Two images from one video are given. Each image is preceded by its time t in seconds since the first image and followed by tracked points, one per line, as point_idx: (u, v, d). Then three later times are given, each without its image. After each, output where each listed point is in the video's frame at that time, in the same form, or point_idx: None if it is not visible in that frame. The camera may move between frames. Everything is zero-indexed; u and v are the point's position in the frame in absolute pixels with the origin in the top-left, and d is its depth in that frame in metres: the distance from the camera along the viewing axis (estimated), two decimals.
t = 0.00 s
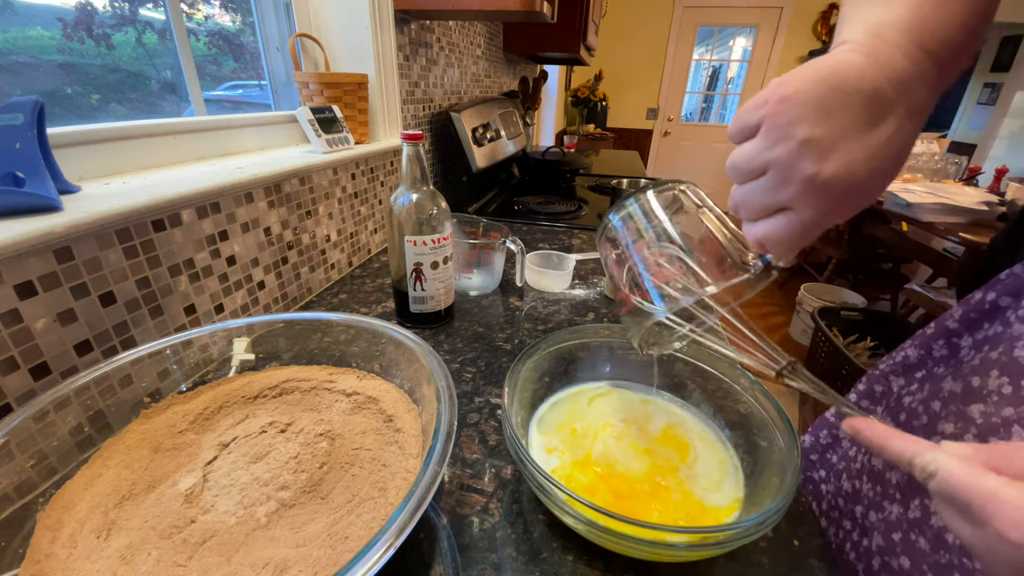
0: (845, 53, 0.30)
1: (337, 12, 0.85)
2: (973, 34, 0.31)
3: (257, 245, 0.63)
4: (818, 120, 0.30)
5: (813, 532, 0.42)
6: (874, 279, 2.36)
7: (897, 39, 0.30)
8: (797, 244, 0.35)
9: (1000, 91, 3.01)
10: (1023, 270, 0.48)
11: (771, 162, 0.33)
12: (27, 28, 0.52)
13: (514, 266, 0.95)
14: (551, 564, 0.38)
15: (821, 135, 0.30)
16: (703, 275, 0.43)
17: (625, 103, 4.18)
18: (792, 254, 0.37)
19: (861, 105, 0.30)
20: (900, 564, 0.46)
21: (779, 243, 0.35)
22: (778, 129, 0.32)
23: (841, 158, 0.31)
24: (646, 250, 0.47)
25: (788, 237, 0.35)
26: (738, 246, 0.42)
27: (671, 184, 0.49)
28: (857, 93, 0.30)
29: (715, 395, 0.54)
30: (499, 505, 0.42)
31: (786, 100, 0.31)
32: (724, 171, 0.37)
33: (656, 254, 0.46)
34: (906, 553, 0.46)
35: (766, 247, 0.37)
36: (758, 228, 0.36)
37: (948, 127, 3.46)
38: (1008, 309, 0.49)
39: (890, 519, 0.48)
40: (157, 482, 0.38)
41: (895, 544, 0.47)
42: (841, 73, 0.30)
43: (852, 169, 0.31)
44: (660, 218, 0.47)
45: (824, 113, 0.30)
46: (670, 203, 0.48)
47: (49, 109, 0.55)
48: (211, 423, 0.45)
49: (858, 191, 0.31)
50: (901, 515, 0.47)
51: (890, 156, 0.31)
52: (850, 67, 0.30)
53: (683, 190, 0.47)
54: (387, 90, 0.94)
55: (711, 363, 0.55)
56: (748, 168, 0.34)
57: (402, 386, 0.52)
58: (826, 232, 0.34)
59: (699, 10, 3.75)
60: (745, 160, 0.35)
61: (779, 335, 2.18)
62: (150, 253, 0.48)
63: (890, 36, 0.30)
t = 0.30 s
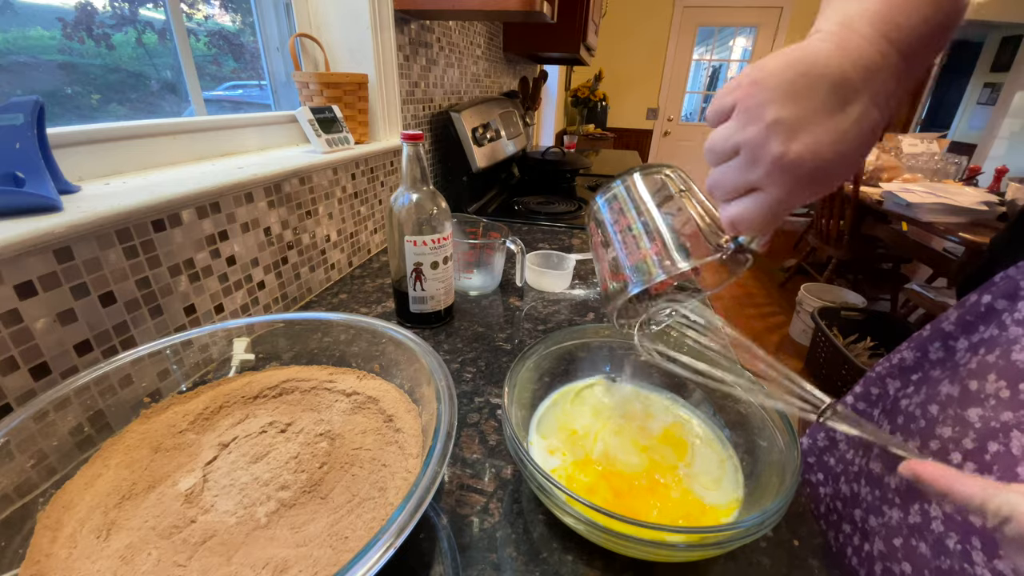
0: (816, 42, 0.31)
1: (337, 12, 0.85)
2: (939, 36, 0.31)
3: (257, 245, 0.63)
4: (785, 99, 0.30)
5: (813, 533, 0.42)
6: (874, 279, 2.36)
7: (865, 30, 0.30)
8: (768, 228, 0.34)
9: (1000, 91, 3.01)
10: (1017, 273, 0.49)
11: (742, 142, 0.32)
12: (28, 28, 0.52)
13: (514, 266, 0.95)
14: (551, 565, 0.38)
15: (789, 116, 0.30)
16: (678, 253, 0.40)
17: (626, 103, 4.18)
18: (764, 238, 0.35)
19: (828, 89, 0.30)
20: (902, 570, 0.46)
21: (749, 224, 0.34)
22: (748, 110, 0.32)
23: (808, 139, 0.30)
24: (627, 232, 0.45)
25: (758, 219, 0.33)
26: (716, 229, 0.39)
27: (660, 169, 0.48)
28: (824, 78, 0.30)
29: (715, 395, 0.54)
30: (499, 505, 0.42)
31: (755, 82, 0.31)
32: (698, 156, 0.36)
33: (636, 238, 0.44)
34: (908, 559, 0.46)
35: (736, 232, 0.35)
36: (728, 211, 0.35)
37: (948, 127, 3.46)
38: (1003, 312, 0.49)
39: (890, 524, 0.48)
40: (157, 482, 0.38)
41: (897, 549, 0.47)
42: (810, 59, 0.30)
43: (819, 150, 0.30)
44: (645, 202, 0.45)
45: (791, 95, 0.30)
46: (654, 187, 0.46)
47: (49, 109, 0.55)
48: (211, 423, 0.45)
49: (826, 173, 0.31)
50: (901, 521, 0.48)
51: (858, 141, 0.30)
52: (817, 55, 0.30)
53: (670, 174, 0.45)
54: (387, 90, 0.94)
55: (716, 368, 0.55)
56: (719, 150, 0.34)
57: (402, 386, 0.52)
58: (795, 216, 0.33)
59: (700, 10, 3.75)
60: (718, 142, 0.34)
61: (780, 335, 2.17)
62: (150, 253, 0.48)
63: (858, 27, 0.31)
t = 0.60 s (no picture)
0: (849, 67, 0.31)
1: (337, 12, 0.85)
2: (967, 51, 0.32)
3: (256, 245, 0.63)
4: (832, 132, 0.30)
5: (813, 533, 0.42)
6: (874, 278, 2.36)
7: (899, 50, 0.31)
8: (812, 262, 0.35)
9: (1000, 91, 3.01)
10: (1011, 273, 0.50)
11: (784, 177, 0.32)
12: (28, 28, 0.52)
13: (514, 266, 0.95)
14: (551, 565, 0.38)
15: (836, 149, 0.30)
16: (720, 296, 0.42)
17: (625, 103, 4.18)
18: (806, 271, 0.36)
19: (871, 119, 0.30)
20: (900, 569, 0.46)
21: (797, 263, 0.34)
22: (790, 143, 0.31)
23: (857, 173, 0.30)
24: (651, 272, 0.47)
25: (804, 255, 0.34)
26: (746, 263, 0.43)
27: (672, 201, 0.49)
28: (866, 107, 0.30)
29: (715, 396, 0.54)
30: (499, 505, 0.42)
31: (796, 114, 0.31)
32: (731, 188, 0.36)
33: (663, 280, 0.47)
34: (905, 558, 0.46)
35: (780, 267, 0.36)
36: (771, 247, 0.36)
37: (948, 127, 3.46)
38: (998, 311, 0.49)
39: (887, 524, 0.48)
40: (157, 482, 0.38)
41: (893, 549, 0.47)
42: (851, 88, 0.30)
43: (867, 183, 0.31)
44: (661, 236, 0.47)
45: (836, 127, 0.30)
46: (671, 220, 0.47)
47: (49, 109, 0.55)
48: (211, 423, 0.45)
49: (874, 205, 0.31)
50: (898, 521, 0.47)
51: (902, 168, 0.31)
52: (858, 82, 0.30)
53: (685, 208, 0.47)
54: (387, 90, 0.94)
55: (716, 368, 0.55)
56: (759, 184, 0.34)
57: (402, 386, 0.52)
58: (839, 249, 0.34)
59: (700, 10, 3.75)
60: (753, 175, 0.34)
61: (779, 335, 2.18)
62: (150, 253, 0.48)
63: (891, 46, 0.31)
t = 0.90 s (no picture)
0: (821, 47, 0.31)
1: (337, 12, 0.85)
2: (940, 35, 0.32)
3: (256, 245, 0.63)
4: (798, 110, 0.30)
5: (813, 533, 0.42)
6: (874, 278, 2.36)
7: (870, 33, 0.31)
8: (775, 237, 0.36)
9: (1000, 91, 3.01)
10: (1006, 271, 0.51)
11: (753, 153, 0.33)
12: (28, 28, 0.52)
13: (514, 266, 0.95)
14: (550, 564, 0.38)
15: (803, 126, 0.31)
16: (680, 270, 0.43)
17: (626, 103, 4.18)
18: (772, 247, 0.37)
19: (838, 100, 0.31)
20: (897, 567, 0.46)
21: (760, 236, 0.36)
22: (759, 120, 0.32)
23: (821, 150, 0.31)
24: (624, 246, 0.46)
25: (769, 230, 0.35)
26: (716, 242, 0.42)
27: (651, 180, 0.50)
28: (834, 85, 0.31)
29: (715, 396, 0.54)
30: (499, 505, 0.42)
31: (766, 92, 0.31)
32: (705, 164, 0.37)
33: (638, 254, 0.45)
34: (902, 556, 0.46)
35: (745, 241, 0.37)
36: (738, 222, 0.37)
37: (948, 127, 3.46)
38: (993, 310, 0.50)
39: (884, 522, 0.48)
40: (157, 482, 0.38)
41: (891, 546, 0.47)
42: (821, 65, 0.31)
43: (830, 162, 0.31)
44: (638, 215, 0.46)
45: (803, 106, 0.31)
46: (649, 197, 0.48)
47: (49, 109, 0.55)
48: (211, 423, 0.45)
49: (837, 184, 0.32)
50: (896, 519, 0.48)
51: (866, 148, 0.32)
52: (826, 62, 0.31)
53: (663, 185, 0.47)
54: (387, 90, 0.94)
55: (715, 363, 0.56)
56: (729, 160, 0.35)
57: (402, 386, 0.52)
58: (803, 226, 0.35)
59: (700, 10, 3.75)
60: (725, 151, 0.35)
61: (779, 335, 2.18)
62: (150, 253, 0.48)
63: (862, 30, 0.31)
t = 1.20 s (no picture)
0: (838, 67, 0.32)
1: (338, 12, 0.85)
2: (951, 53, 0.33)
3: (257, 245, 0.63)
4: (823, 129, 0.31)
5: (813, 533, 0.42)
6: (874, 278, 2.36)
7: (885, 50, 0.32)
8: (805, 257, 0.35)
9: (1001, 91, 3.01)
10: (1004, 269, 0.51)
11: (778, 174, 0.33)
12: (27, 28, 0.52)
13: (514, 266, 0.95)
14: (550, 565, 0.38)
15: (828, 145, 0.31)
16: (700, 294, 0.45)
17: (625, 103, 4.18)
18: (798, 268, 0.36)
19: (861, 117, 0.31)
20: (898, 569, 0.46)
21: (789, 257, 0.35)
22: (783, 140, 0.32)
23: (847, 169, 0.31)
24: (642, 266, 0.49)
25: (798, 251, 0.34)
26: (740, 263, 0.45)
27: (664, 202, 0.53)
28: (856, 104, 0.31)
29: (715, 396, 0.54)
30: (499, 505, 0.42)
31: (788, 111, 0.32)
32: (726, 185, 0.37)
33: (656, 274, 0.48)
34: (903, 557, 0.46)
35: (773, 262, 0.36)
36: (764, 243, 0.36)
37: (948, 127, 3.46)
38: (992, 307, 0.50)
39: (885, 523, 0.48)
40: (157, 482, 0.38)
41: (892, 548, 0.46)
42: (839, 86, 0.31)
43: (858, 179, 0.31)
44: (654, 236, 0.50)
45: (827, 124, 0.31)
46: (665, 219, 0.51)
47: (49, 109, 0.55)
48: (211, 423, 0.45)
49: (865, 201, 0.32)
50: (896, 520, 0.47)
51: (891, 165, 0.32)
52: (846, 80, 0.31)
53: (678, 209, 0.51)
54: (387, 90, 0.94)
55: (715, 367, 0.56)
56: (753, 181, 0.34)
57: (402, 386, 0.52)
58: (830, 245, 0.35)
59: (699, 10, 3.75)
60: (747, 172, 0.35)
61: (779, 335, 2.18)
62: (150, 253, 0.48)
63: (876, 46, 0.32)
